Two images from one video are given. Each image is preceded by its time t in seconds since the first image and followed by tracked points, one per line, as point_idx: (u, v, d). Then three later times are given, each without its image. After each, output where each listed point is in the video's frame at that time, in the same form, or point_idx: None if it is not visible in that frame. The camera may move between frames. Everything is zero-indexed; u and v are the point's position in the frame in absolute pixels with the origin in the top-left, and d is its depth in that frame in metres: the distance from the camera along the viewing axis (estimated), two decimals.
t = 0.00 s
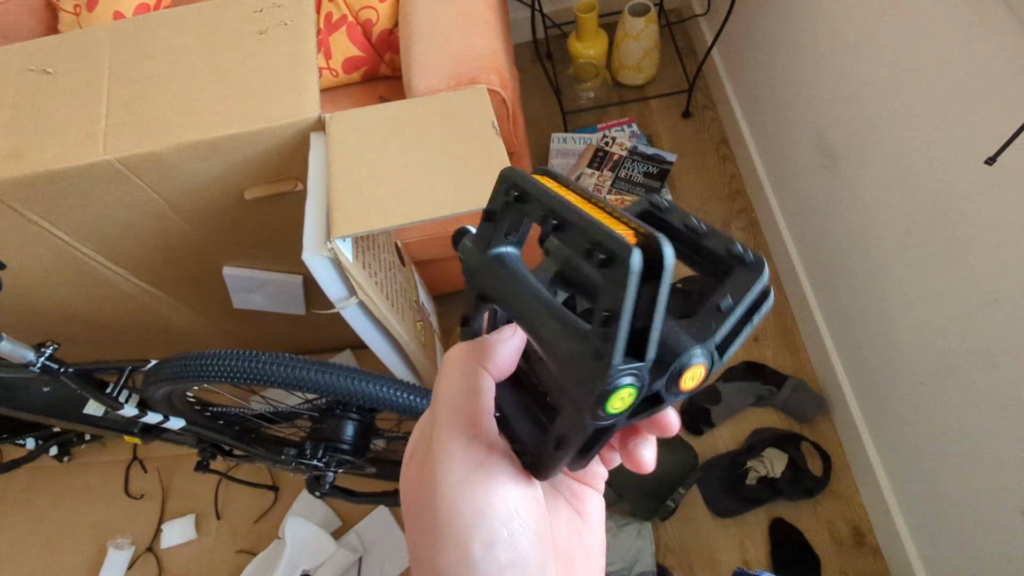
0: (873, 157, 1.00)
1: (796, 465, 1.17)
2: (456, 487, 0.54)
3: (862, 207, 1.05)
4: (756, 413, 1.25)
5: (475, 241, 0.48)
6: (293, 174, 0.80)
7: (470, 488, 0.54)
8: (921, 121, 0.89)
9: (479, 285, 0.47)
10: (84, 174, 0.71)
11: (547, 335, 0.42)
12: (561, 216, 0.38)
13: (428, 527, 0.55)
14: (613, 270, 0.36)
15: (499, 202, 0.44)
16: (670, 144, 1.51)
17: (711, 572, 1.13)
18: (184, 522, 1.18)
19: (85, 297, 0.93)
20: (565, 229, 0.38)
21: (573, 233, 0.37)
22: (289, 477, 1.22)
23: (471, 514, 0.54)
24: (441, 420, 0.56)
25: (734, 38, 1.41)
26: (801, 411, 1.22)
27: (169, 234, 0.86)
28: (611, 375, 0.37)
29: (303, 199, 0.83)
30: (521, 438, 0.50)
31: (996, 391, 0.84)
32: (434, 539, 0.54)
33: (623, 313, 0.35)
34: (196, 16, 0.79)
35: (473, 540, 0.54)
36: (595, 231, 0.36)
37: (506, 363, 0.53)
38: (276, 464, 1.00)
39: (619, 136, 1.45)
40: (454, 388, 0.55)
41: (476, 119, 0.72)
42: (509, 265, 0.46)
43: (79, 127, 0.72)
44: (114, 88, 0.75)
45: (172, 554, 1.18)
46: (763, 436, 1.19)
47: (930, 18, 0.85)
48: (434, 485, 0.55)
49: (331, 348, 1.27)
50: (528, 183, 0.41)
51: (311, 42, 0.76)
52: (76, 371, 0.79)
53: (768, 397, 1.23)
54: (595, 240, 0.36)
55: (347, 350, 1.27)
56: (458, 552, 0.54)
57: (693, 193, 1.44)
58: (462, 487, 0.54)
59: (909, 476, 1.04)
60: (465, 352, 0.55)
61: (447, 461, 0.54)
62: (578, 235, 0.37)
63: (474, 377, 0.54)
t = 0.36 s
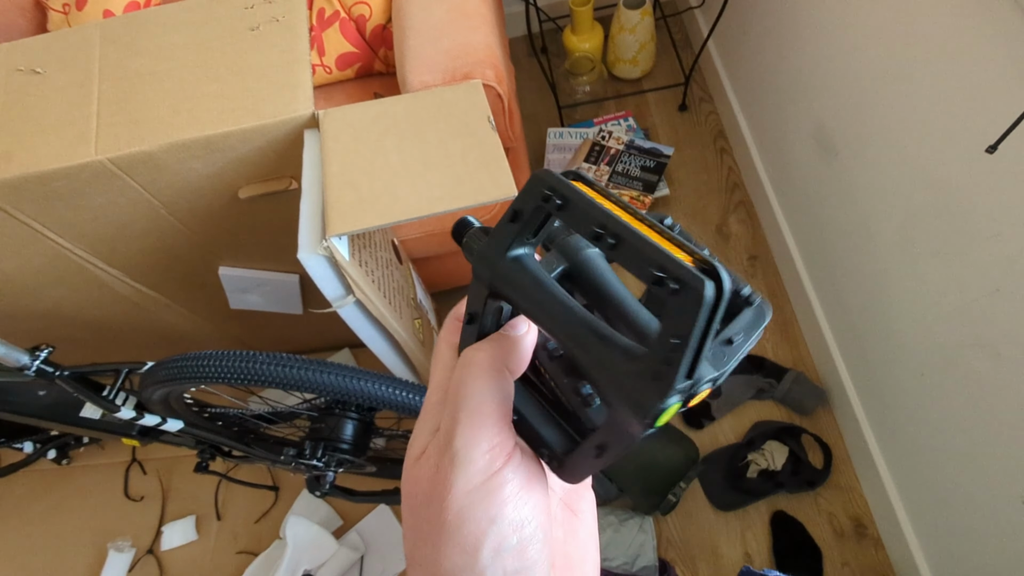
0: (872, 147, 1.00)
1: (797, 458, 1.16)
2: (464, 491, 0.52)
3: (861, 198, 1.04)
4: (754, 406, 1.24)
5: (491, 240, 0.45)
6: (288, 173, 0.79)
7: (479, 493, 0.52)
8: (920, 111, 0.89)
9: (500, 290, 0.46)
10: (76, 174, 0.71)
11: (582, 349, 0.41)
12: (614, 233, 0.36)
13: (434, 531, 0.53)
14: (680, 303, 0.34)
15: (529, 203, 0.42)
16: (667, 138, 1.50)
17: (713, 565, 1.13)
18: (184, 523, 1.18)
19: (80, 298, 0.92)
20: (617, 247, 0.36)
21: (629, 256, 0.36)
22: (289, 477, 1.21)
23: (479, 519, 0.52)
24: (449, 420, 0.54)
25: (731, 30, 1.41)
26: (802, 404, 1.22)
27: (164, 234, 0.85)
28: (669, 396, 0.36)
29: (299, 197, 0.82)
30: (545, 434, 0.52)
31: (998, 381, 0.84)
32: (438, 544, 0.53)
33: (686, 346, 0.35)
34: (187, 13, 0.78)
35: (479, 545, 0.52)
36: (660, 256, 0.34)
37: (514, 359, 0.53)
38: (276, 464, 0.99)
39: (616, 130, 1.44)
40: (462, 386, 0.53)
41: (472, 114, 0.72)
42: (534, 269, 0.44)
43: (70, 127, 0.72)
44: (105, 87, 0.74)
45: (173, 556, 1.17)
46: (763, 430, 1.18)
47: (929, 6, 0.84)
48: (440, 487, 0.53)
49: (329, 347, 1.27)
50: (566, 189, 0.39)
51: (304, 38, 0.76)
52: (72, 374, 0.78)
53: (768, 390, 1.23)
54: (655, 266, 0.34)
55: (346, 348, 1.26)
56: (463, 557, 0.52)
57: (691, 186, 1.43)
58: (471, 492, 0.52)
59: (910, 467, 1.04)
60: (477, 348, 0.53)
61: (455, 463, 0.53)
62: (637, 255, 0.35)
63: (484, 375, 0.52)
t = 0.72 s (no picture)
0: (873, 140, 0.99)
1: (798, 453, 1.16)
2: (503, 471, 0.51)
3: (862, 192, 1.04)
4: (755, 401, 1.24)
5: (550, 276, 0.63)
6: (284, 171, 0.78)
7: (518, 477, 0.52)
8: (922, 103, 0.88)
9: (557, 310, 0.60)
10: (70, 174, 0.70)
11: (612, 365, 0.59)
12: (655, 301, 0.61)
13: (464, 516, 0.51)
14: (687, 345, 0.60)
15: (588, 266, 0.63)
16: (666, 132, 1.50)
17: (715, 561, 1.13)
18: (185, 524, 1.17)
19: (76, 299, 0.91)
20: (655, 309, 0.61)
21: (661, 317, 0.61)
22: (290, 477, 1.21)
23: (516, 502, 0.52)
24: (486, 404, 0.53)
25: (730, 23, 1.40)
26: (803, 399, 1.21)
27: (161, 234, 0.84)
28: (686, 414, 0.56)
29: (296, 196, 0.82)
30: (564, 440, 0.55)
31: (1001, 375, 0.83)
32: (470, 528, 0.51)
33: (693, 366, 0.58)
34: (181, 9, 0.77)
35: (511, 533, 0.51)
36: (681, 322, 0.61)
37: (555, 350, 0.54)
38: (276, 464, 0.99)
39: (614, 125, 1.43)
40: (507, 369, 0.52)
41: (470, 110, 0.71)
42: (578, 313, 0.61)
43: (64, 126, 0.71)
44: (99, 85, 0.73)
45: (174, 556, 1.17)
46: (764, 425, 1.19)
47: None
48: (475, 470, 0.52)
49: (329, 345, 1.26)
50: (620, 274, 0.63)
51: (299, 34, 0.75)
52: (70, 376, 0.77)
53: (769, 385, 1.23)
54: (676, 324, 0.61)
55: (345, 347, 1.26)
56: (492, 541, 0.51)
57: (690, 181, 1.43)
58: (512, 473, 0.51)
59: (912, 461, 1.04)
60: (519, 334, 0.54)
61: (493, 446, 0.52)
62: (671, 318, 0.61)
63: (532, 361, 0.52)
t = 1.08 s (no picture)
0: (876, 135, 0.98)
1: (801, 449, 1.16)
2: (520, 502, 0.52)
3: (865, 187, 1.03)
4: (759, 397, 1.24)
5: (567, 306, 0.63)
6: (286, 172, 0.79)
7: (533, 509, 0.52)
8: (925, 98, 0.87)
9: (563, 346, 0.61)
10: (75, 178, 0.70)
11: (591, 420, 0.61)
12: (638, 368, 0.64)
13: (482, 549, 0.51)
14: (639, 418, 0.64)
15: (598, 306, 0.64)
16: (668, 128, 1.49)
17: (719, 556, 1.13)
18: (193, 521, 1.19)
19: (83, 299, 0.92)
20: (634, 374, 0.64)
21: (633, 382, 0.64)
22: (296, 475, 1.22)
23: (531, 534, 0.52)
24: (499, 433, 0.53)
25: (732, 17, 1.39)
26: (806, 394, 1.21)
27: (165, 235, 0.85)
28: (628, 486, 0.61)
29: (298, 197, 0.82)
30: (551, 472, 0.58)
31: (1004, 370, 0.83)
32: (486, 561, 0.51)
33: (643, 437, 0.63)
34: (182, 12, 0.78)
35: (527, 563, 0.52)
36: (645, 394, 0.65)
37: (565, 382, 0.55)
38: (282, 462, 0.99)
39: (616, 121, 1.43)
40: (525, 400, 0.53)
41: (470, 111, 0.71)
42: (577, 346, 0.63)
43: (68, 131, 0.71)
44: (102, 88, 0.74)
45: (183, 554, 1.18)
46: (767, 421, 1.18)
47: None
48: (492, 502, 0.52)
49: (333, 344, 1.27)
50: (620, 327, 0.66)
51: (299, 35, 0.75)
52: (77, 377, 0.78)
53: (773, 381, 1.23)
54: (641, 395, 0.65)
55: (349, 346, 1.27)
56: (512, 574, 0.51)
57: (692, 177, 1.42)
58: (529, 505, 0.52)
59: (916, 457, 1.04)
60: (532, 362, 0.55)
61: (512, 477, 0.52)
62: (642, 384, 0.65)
63: (546, 393, 0.54)
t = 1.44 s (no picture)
0: (889, 125, 0.98)
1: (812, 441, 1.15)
2: (538, 477, 0.54)
3: (877, 178, 1.02)
4: (769, 390, 1.23)
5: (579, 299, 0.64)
6: (296, 163, 0.79)
7: (550, 486, 0.55)
8: (939, 87, 0.86)
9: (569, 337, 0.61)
10: (87, 169, 0.71)
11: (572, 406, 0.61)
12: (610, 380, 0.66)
13: (505, 522, 0.53)
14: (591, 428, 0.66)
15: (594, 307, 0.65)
16: (678, 120, 1.49)
17: (729, 549, 1.13)
18: (205, 512, 1.20)
19: (96, 291, 0.93)
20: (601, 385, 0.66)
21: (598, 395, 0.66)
22: (306, 466, 1.23)
23: (544, 509, 0.55)
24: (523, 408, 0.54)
25: (743, 7, 1.38)
26: (817, 387, 1.21)
27: (176, 227, 0.85)
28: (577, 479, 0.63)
29: (308, 188, 0.82)
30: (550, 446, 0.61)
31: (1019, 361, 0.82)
32: (507, 533, 0.53)
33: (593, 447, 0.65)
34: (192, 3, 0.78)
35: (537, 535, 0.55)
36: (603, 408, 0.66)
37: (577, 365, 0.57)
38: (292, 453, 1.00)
39: (626, 113, 1.42)
40: (549, 380, 0.55)
41: (479, 100, 0.71)
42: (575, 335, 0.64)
43: (81, 122, 0.72)
44: (113, 80, 0.74)
45: (195, 544, 1.19)
46: (778, 414, 1.18)
47: None
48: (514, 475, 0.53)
49: (343, 336, 1.27)
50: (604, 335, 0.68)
51: (309, 26, 0.75)
52: (91, 367, 0.78)
53: (783, 373, 1.22)
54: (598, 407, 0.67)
55: (359, 338, 1.27)
56: (526, 545, 0.54)
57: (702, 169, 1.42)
58: (546, 480, 0.55)
59: (928, 449, 1.03)
60: (554, 344, 0.56)
61: (538, 456, 0.54)
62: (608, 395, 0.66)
63: (566, 374, 0.56)
